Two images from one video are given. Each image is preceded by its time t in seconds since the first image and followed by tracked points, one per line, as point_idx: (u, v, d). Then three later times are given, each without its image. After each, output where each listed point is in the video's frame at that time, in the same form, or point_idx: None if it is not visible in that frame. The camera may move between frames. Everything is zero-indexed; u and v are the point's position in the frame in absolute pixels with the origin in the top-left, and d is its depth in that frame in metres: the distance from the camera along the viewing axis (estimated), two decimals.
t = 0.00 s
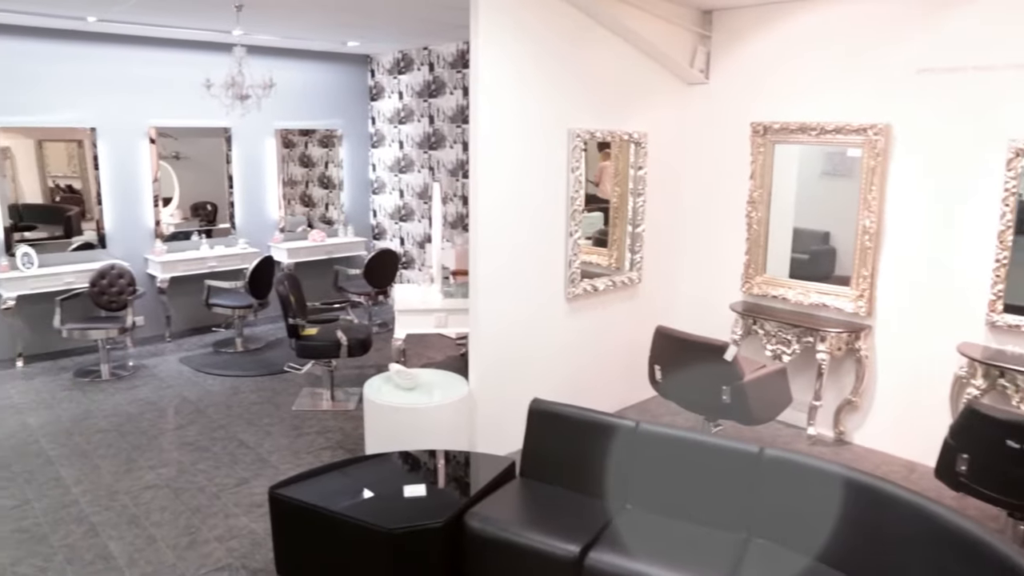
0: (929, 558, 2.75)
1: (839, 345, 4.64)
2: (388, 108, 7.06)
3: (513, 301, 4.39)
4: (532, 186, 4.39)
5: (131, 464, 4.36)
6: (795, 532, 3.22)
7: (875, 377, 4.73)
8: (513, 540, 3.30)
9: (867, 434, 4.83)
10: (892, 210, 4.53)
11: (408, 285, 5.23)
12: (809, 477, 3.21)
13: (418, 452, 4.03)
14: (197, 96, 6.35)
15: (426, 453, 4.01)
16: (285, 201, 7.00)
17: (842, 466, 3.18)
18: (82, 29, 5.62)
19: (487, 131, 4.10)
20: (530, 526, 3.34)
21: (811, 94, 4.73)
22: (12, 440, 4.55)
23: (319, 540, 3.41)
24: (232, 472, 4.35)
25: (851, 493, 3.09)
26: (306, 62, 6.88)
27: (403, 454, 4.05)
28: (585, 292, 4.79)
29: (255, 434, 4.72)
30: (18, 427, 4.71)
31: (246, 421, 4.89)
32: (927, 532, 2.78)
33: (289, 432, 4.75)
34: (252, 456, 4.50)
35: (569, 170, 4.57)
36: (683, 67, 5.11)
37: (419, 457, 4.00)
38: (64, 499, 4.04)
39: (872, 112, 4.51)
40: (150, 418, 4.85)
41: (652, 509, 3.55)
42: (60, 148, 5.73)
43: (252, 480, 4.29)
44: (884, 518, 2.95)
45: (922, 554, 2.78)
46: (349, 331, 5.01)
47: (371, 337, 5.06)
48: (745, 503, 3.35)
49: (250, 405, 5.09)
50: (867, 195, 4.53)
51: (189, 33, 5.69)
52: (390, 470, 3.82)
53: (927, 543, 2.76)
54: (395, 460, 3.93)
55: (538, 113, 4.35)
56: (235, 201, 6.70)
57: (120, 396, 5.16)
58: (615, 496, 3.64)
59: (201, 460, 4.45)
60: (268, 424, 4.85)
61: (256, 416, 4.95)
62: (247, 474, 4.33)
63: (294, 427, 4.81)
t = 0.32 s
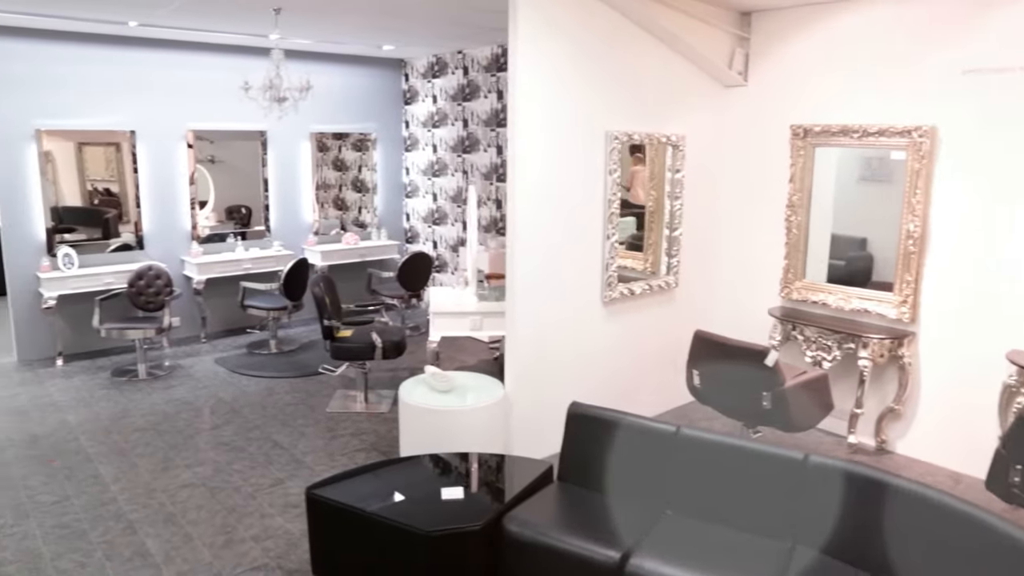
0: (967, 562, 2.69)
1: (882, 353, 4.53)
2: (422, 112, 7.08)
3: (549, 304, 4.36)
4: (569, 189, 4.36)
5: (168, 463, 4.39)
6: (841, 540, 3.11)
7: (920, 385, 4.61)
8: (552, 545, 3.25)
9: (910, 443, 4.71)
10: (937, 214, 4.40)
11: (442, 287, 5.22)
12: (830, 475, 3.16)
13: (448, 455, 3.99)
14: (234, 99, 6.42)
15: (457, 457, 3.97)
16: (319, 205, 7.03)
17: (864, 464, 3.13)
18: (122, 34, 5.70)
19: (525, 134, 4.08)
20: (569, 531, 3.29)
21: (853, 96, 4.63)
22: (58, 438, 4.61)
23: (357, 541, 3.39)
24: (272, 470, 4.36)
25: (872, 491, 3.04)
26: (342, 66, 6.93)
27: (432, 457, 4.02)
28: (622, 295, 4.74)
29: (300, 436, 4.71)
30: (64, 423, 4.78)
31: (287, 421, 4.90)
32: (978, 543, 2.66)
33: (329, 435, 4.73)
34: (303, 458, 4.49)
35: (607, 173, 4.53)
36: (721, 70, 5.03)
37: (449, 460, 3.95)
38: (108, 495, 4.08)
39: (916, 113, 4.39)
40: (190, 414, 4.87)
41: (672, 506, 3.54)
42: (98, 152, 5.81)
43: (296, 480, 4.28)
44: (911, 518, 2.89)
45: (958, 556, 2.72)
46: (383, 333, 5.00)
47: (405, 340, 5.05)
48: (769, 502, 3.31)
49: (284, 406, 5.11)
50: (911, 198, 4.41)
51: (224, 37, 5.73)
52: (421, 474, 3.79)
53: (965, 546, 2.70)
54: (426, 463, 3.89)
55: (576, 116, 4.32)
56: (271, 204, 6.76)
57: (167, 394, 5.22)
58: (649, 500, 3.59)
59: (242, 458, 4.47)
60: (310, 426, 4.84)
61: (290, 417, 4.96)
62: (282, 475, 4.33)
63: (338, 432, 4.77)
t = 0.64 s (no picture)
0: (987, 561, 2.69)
1: (926, 361, 4.40)
2: (455, 117, 7.09)
3: (585, 307, 4.32)
4: (606, 192, 4.32)
5: (204, 463, 4.41)
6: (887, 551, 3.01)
7: (967, 394, 4.46)
8: (591, 550, 3.19)
9: (957, 455, 4.56)
10: (984, 219, 4.24)
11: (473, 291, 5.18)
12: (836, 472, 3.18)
13: (476, 459, 3.95)
14: (269, 104, 6.47)
15: (486, 462, 3.92)
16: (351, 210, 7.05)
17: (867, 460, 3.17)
18: (160, 39, 5.78)
19: (562, 135, 4.05)
20: (608, 536, 3.23)
21: (897, 97, 4.51)
22: (94, 437, 4.69)
23: (392, 545, 3.36)
24: (305, 471, 4.35)
25: (876, 485, 3.08)
26: (376, 72, 6.98)
27: (455, 460, 3.98)
28: (659, 300, 4.69)
29: (318, 441, 4.74)
30: (91, 423, 4.84)
31: (311, 424, 4.91)
32: None
33: (354, 439, 4.75)
34: (318, 459, 4.51)
35: (644, 175, 4.48)
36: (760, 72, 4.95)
37: (479, 465, 3.90)
38: (146, 497, 4.10)
39: (963, 114, 4.25)
40: (227, 411, 4.79)
41: (666, 498, 3.56)
42: (135, 157, 5.89)
43: (316, 483, 4.31)
44: (919, 514, 2.92)
45: (990, 558, 2.68)
46: (417, 338, 4.97)
47: (439, 344, 5.02)
48: (773, 499, 3.32)
49: (318, 408, 5.11)
50: (957, 202, 4.28)
51: (257, 41, 5.74)
52: (452, 479, 3.74)
53: (990, 546, 2.68)
54: (455, 468, 3.84)
55: (613, 118, 4.28)
56: (304, 208, 6.79)
57: (197, 396, 5.27)
58: (666, 503, 3.55)
59: (271, 458, 4.37)
60: (331, 430, 4.87)
61: (324, 419, 4.96)
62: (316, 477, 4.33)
63: (357, 434, 4.81)
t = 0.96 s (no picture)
0: (987, 559, 2.82)
1: (972, 369, 4.27)
2: (487, 123, 7.10)
3: (620, 312, 4.27)
4: (644, 196, 4.28)
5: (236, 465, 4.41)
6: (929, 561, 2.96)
7: (1015, 405, 4.32)
8: (633, 557, 3.12)
9: (1004, 468, 4.41)
10: None
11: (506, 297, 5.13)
12: (848, 474, 3.19)
13: (506, 467, 3.86)
14: (302, 110, 6.51)
15: (516, 470, 3.83)
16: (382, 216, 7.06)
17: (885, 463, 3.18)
18: (197, 45, 5.84)
19: (599, 137, 4.02)
20: (650, 543, 3.16)
21: (939, 99, 4.40)
22: (94, 437, 4.72)
23: (431, 550, 3.31)
24: (307, 470, 4.36)
25: (875, 485, 3.13)
26: (409, 79, 7.01)
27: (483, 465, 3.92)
28: (695, 305, 4.63)
29: (318, 441, 4.76)
30: (92, 422, 4.88)
31: (312, 424, 4.93)
32: None
33: (354, 438, 4.78)
34: (319, 459, 4.53)
35: (681, 178, 4.43)
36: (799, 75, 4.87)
37: (510, 474, 3.78)
38: (147, 497, 4.12)
39: (1010, 115, 4.12)
40: (228, 411, 4.89)
41: (673, 500, 3.57)
42: (169, 165, 5.95)
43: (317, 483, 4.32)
44: (919, 516, 3.00)
45: None
46: (449, 342, 4.94)
47: (472, 349, 4.98)
48: (787, 500, 3.31)
49: (349, 412, 5.09)
50: (1004, 206, 4.16)
51: (291, 47, 5.78)
52: (481, 486, 3.64)
53: None
54: (484, 474, 3.75)
55: (650, 119, 4.24)
56: (336, 215, 6.82)
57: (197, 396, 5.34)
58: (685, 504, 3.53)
59: (271, 457, 4.34)
60: (331, 429, 4.90)
61: (356, 424, 4.94)
62: (349, 481, 4.31)
63: (357, 434, 4.84)
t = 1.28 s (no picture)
0: (998, 562, 2.81)
1: (1017, 377, 4.14)
2: (517, 130, 7.10)
3: (653, 315, 4.21)
4: (678, 199, 4.23)
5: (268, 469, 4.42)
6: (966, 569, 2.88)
7: None
8: (673, 565, 3.03)
9: None
10: None
11: (536, 302, 5.09)
12: (868, 475, 3.15)
13: (534, 475, 3.75)
14: (331, 117, 6.55)
15: (544, 479, 3.70)
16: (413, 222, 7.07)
17: (914, 465, 3.12)
18: (230, 53, 5.91)
19: (633, 137, 3.98)
20: (689, 550, 3.08)
21: (983, 102, 4.30)
22: (95, 437, 4.70)
23: (465, 554, 3.25)
24: (307, 469, 4.33)
25: (899, 488, 3.09)
26: (439, 86, 7.02)
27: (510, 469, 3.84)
28: (730, 311, 4.56)
29: (318, 441, 4.76)
30: (91, 423, 4.88)
31: (311, 424, 4.95)
32: None
33: (354, 439, 4.81)
34: (319, 459, 4.54)
35: (716, 182, 4.37)
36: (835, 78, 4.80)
37: (537, 483, 3.66)
38: (146, 497, 4.14)
39: None
40: (227, 411, 4.69)
41: (694, 502, 3.54)
42: (200, 173, 6.00)
43: (317, 483, 4.33)
44: (933, 519, 2.98)
45: None
46: (480, 348, 4.89)
47: (503, 355, 4.93)
48: (813, 503, 3.26)
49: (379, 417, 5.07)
50: None
51: (323, 54, 5.81)
52: (509, 495, 3.52)
53: None
54: (512, 481, 3.65)
55: (685, 122, 4.19)
56: (365, 221, 6.83)
57: (197, 396, 5.39)
58: (712, 505, 3.50)
59: (270, 458, 4.22)
60: (331, 429, 4.93)
61: (385, 428, 4.92)
62: (380, 485, 4.28)
63: (357, 434, 4.87)
